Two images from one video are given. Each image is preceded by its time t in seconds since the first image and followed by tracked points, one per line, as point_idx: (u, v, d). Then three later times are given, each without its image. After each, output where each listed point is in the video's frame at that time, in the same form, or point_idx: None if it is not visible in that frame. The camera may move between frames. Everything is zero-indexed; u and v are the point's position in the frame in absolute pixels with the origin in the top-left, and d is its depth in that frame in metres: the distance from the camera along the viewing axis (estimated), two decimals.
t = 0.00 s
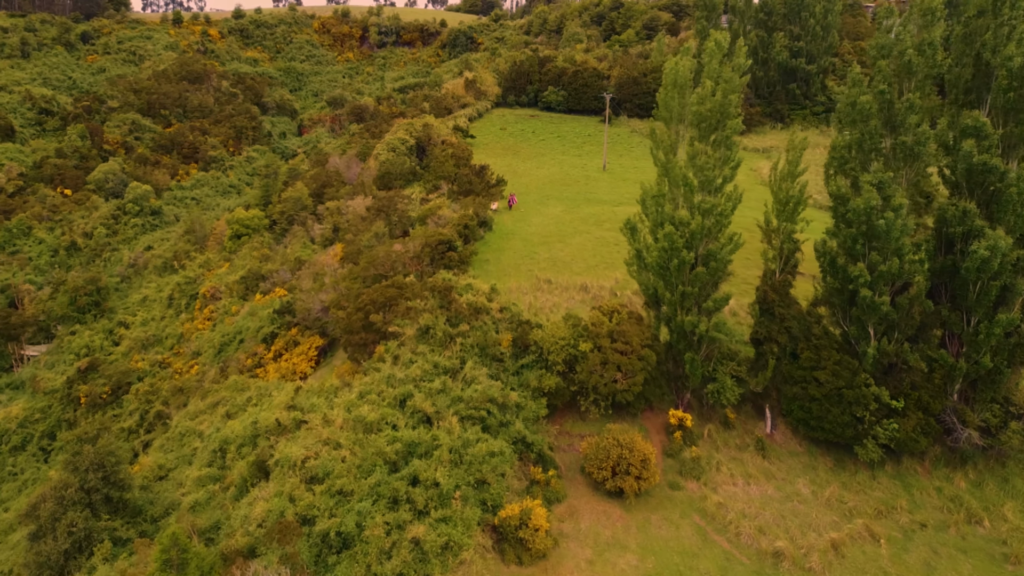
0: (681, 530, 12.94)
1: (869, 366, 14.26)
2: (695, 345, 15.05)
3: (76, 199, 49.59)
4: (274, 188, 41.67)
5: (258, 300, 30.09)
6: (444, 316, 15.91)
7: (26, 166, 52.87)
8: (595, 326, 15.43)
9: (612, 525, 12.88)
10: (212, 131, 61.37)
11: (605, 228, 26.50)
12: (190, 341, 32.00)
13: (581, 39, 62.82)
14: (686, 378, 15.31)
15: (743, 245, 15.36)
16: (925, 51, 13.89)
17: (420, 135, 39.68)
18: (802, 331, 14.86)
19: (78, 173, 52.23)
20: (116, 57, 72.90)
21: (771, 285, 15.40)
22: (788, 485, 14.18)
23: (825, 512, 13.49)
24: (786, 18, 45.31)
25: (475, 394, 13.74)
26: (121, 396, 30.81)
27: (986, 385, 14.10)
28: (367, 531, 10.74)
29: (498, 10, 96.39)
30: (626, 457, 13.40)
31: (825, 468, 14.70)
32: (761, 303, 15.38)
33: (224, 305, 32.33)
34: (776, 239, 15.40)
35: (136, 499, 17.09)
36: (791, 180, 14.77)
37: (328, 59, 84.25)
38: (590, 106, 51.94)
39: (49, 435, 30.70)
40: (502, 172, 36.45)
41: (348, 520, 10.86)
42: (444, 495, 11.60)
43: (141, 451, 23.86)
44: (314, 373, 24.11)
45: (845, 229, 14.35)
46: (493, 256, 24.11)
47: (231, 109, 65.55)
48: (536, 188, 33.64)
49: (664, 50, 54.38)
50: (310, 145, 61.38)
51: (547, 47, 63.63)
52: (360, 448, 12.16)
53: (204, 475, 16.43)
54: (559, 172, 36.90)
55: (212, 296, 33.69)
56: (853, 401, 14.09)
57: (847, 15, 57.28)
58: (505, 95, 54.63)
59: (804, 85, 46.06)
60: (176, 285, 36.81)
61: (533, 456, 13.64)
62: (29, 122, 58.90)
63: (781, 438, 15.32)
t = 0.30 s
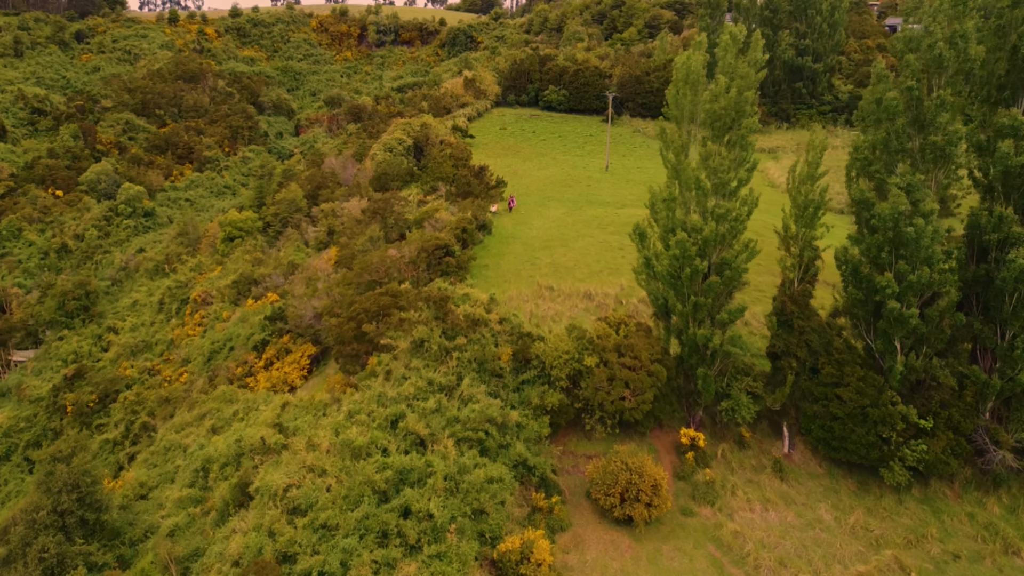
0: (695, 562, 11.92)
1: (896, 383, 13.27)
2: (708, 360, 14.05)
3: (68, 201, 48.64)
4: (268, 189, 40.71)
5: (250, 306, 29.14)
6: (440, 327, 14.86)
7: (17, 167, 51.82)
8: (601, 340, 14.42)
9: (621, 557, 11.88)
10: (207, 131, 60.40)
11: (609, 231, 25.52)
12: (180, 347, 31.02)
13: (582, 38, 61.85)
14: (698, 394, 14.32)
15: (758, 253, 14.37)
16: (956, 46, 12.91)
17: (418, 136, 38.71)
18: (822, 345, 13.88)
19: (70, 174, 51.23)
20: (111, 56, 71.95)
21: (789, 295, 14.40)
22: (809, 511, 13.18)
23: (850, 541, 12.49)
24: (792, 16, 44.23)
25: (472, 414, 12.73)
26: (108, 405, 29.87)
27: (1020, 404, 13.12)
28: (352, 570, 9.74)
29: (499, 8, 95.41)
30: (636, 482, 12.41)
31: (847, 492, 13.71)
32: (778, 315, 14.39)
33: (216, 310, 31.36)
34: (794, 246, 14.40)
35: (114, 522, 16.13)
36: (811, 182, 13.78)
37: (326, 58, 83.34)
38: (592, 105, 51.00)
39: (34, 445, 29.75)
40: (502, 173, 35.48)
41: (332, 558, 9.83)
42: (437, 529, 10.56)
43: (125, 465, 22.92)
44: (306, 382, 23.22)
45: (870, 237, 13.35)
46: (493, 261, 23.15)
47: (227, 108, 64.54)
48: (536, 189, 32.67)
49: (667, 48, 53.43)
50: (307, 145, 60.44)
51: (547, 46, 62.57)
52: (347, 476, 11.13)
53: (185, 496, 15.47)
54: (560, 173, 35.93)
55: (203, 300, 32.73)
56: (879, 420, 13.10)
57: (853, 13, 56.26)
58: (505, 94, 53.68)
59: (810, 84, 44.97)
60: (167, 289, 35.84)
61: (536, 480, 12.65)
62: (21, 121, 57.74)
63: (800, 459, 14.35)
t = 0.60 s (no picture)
0: None
1: (926, 403, 12.28)
2: (723, 377, 13.09)
3: (59, 202, 47.63)
4: (262, 190, 39.73)
5: (241, 311, 28.20)
6: (435, 341, 13.85)
7: (8, 167, 50.80)
8: (608, 355, 13.44)
9: None
10: (202, 131, 59.40)
11: (613, 235, 24.55)
12: (170, 354, 30.09)
13: (583, 36, 60.80)
14: (712, 414, 13.33)
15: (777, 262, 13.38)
16: (993, 38, 11.91)
17: (416, 136, 37.72)
18: (846, 361, 12.89)
19: (62, 174, 50.32)
20: (106, 55, 70.95)
21: (810, 307, 13.43)
22: (832, 541, 12.20)
23: None
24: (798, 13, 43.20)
25: (469, 438, 11.73)
26: (95, 414, 28.92)
27: None
28: None
29: (499, 6, 94.35)
30: (647, 511, 11.43)
31: (872, 519, 12.73)
32: (798, 329, 13.40)
33: (207, 316, 30.39)
34: (816, 255, 13.44)
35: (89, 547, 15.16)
36: (833, 186, 12.83)
37: (324, 57, 82.37)
38: (594, 105, 50.02)
39: (19, 455, 28.80)
40: (502, 174, 34.50)
41: None
42: (430, 568, 9.46)
43: (109, 479, 21.98)
44: (298, 393, 22.34)
45: (899, 246, 12.35)
46: (492, 267, 22.18)
47: (223, 108, 63.60)
48: (537, 191, 31.69)
49: (670, 47, 52.44)
50: (304, 145, 59.47)
51: (548, 44, 61.56)
52: (331, 509, 10.12)
53: (164, 521, 14.51)
54: (562, 174, 34.95)
55: (194, 305, 31.77)
56: (909, 443, 12.10)
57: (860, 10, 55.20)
58: (505, 93, 52.71)
59: (817, 83, 43.86)
60: (158, 293, 34.87)
61: (538, 508, 11.69)
62: (13, 121, 56.55)
63: (821, 482, 13.39)
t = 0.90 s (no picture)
0: None
1: (962, 426, 11.26)
2: (740, 397, 12.12)
3: (50, 204, 46.57)
4: (256, 192, 38.76)
5: (232, 317, 27.27)
6: (429, 357, 12.91)
7: None
8: (616, 372, 12.47)
9: None
10: (197, 131, 58.40)
11: (617, 239, 23.58)
12: (159, 361, 29.15)
13: (584, 35, 59.80)
14: (727, 436, 12.34)
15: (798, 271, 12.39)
16: None
17: (413, 136, 36.75)
18: (872, 380, 11.92)
19: (53, 175, 49.08)
20: (100, 54, 69.96)
21: (833, 321, 12.46)
22: None
23: None
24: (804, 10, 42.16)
25: (465, 466, 10.74)
26: (81, 423, 27.98)
27: None
28: None
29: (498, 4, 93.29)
30: (659, 546, 10.44)
31: (902, 550, 11.69)
32: (821, 344, 12.40)
33: (197, 322, 29.44)
34: (840, 264, 12.45)
35: None
36: (860, 190, 11.86)
37: (321, 56, 81.48)
38: (595, 104, 49.05)
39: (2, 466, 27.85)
40: (501, 176, 33.52)
41: None
42: None
43: (90, 496, 21.05)
44: (289, 405, 21.43)
45: (933, 257, 11.34)
46: (491, 273, 21.21)
47: (219, 108, 62.63)
48: (539, 193, 30.73)
49: (673, 45, 51.47)
50: (301, 145, 58.50)
51: (549, 43, 60.57)
52: (312, 547, 9.09)
53: (139, 548, 13.56)
54: (563, 175, 33.99)
55: (184, 311, 30.84)
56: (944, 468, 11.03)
57: (867, 8, 54.18)
58: (505, 93, 51.74)
59: (823, 82, 42.84)
60: (147, 298, 33.90)
61: (540, 541, 10.68)
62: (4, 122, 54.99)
63: (844, 509, 12.40)
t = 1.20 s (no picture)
0: None
1: (1004, 453, 10.24)
2: (759, 419, 11.16)
3: (41, 206, 45.52)
4: (249, 193, 37.81)
5: (222, 324, 26.36)
6: (423, 375, 11.99)
7: None
8: (625, 392, 11.51)
9: None
10: (192, 131, 57.42)
11: (621, 243, 22.65)
12: (147, 369, 28.21)
13: (585, 33, 58.90)
14: (745, 462, 11.35)
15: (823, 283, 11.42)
16: None
17: (410, 135, 35.81)
18: (904, 402, 10.95)
19: (45, 176, 47.89)
20: (95, 53, 69.00)
21: (860, 337, 11.50)
22: None
23: None
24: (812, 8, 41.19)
25: (460, 499, 9.77)
26: (66, 433, 27.03)
27: None
28: None
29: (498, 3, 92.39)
30: None
31: None
32: (847, 362, 11.43)
33: (186, 329, 28.48)
34: (868, 274, 11.48)
35: None
36: (890, 195, 10.91)
37: (319, 56, 80.65)
38: (597, 104, 48.13)
39: None
40: (501, 177, 32.59)
41: None
42: None
43: (71, 513, 20.09)
44: (279, 417, 20.53)
45: (972, 268, 10.37)
46: (490, 280, 20.26)
47: (214, 107, 61.69)
48: (540, 195, 29.80)
49: (676, 43, 50.55)
50: (298, 145, 57.59)
51: (549, 42, 59.62)
52: None
53: None
54: (564, 176, 33.06)
55: (173, 316, 29.93)
56: (983, 498, 9.95)
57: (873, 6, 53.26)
58: (505, 92, 50.83)
59: (831, 82, 41.95)
60: (137, 303, 32.96)
61: None
62: None
63: (872, 540, 11.38)
